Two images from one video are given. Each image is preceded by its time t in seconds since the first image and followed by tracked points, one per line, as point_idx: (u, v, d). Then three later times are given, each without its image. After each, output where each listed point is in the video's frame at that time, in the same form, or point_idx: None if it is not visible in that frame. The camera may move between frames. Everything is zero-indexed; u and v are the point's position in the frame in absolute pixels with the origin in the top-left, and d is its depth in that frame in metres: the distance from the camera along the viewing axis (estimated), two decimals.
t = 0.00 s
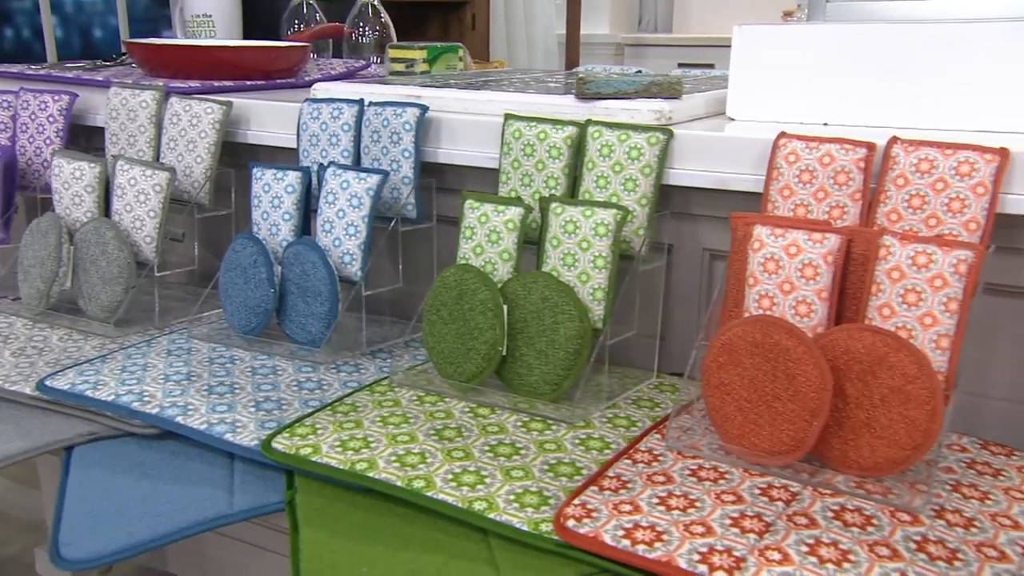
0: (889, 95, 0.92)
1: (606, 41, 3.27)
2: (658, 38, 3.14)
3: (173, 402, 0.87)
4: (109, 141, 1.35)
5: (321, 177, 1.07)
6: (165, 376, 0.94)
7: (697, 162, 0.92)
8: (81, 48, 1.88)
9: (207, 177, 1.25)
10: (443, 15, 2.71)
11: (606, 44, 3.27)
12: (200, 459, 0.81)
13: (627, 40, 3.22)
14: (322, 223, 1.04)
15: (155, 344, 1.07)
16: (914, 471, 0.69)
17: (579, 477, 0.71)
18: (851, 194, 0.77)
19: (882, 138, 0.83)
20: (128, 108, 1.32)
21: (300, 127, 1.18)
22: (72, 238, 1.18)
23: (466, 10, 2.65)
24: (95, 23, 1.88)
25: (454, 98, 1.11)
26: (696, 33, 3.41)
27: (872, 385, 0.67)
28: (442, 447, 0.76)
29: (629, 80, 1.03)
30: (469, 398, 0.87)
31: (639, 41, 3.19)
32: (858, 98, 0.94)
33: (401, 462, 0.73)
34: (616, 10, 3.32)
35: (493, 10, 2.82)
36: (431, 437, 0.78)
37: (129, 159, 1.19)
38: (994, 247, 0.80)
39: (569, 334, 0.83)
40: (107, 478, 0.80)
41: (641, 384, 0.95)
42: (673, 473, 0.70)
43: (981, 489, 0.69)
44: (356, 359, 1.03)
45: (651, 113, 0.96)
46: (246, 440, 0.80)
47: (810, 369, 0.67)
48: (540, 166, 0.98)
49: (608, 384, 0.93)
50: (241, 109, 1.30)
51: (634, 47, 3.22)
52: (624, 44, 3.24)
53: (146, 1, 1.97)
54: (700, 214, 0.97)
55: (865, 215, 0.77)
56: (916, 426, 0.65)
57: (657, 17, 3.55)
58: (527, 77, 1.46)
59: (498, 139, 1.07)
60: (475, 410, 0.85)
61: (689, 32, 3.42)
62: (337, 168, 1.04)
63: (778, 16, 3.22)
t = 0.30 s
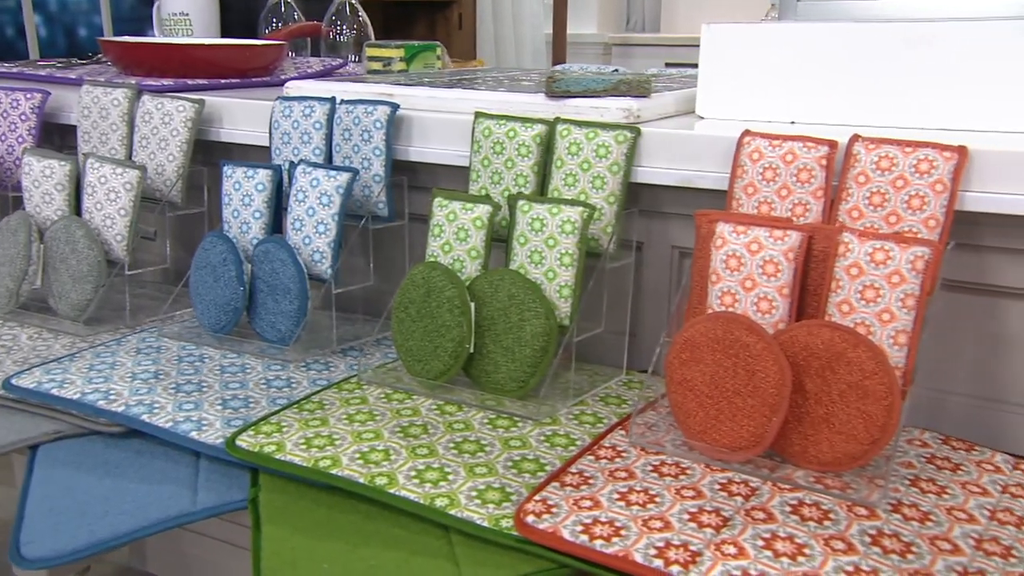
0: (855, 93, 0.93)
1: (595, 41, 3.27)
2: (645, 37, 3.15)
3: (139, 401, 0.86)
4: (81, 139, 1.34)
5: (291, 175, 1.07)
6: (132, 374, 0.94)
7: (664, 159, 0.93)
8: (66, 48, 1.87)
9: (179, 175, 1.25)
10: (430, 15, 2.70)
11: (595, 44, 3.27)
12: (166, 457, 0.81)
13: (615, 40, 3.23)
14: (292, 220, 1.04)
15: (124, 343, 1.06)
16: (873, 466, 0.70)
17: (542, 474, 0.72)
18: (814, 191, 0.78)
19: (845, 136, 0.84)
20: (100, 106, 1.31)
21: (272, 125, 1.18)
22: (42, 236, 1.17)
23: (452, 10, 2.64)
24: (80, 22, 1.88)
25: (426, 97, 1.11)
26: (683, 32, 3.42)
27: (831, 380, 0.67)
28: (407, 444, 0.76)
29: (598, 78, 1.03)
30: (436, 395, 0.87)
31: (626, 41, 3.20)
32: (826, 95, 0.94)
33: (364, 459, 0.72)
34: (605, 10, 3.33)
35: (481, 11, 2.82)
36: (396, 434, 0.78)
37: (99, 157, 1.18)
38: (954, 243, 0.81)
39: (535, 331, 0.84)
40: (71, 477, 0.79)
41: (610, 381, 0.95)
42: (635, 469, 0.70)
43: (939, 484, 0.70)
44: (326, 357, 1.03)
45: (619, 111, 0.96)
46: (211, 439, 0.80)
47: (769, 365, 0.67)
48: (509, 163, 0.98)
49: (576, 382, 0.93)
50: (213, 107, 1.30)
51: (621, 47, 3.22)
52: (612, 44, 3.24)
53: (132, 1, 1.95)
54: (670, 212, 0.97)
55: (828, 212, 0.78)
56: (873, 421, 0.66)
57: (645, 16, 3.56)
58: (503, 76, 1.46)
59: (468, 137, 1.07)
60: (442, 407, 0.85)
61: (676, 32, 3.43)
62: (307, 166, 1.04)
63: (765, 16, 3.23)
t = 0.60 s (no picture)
0: (825, 92, 0.93)
1: (584, 40, 3.28)
2: (634, 37, 3.15)
3: (109, 400, 0.86)
4: (56, 137, 1.34)
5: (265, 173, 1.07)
6: (103, 373, 0.94)
7: (636, 158, 0.93)
8: (53, 48, 1.85)
9: (154, 174, 1.24)
10: (418, 14, 2.68)
11: (584, 44, 3.28)
12: (135, 456, 0.81)
13: (604, 40, 3.23)
14: (265, 219, 1.04)
15: (97, 342, 1.06)
16: (838, 462, 0.70)
17: (510, 471, 0.72)
18: (781, 189, 0.78)
19: (813, 134, 0.84)
20: (75, 105, 1.31)
21: (247, 123, 1.18)
22: (14, 236, 1.17)
23: (441, 10, 2.63)
24: (67, 22, 1.85)
25: (401, 96, 1.11)
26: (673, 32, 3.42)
27: (795, 377, 0.68)
28: (376, 442, 0.76)
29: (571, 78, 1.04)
30: (408, 394, 0.88)
31: (615, 41, 3.20)
32: (797, 93, 0.95)
33: (332, 457, 0.73)
34: (594, 9, 3.34)
35: (470, 12, 2.81)
36: (365, 433, 0.78)
37: (73, 155, 1.18)
38: (919, 241, 0.82)
39: (504, 329, 0.84)
40: (39, 476, 0.79)
41: (582, 379, 0.96)
42: (601, 466, 0.71)
43: (903, 479, 0.70)
44: (299, 356, 1.03)
45: (592, 110, 0.97)
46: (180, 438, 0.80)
47: (733, 362, 0.68)
48: (482, 162, 0.98)
49: (547, 380, 0.93)
50: (189, 105, 1.30)
51: (610, 46, 3.22)
52: (601, 44, 3.25)
53: None
54: (642, 211, 0.97)
55: (795, 210, 0.78)
56: (837, 418, 0.66)
57: (634, 16, 3.56)
58: (482, 75, 1.46)
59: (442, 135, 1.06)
60: (412, 405, 0.85)
61: (666, 32, 3.44)
62: (281, 165, 1.04)
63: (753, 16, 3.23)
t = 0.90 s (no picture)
0: (801, 92, 0.93)
1: (576, 40, 3.27)
2: (625, 37, 3.14)
3: (82, 399, 0.86)
4: (33, 137, 1.33)
5: (241, 172, 1.06)
6: (76, 373, 0.93)
7: (612, 157, 0.93)
8: (41, 47, 1.84)
9: (132, 173, 1.24)
10: (408, 14, 2.67)
11: (575, 43, 3.27)
12: (107, 456, 0.81)
13: (595, 40, 3.22)
14: (241, 218, 1.04)
15: (73, 342, 1.06)
16: (807, 459, 0.71)
17: (481, 469, 0.72)
18: (752, 188, 0.79)
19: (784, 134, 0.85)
20: (52, 104, 1.30)
21: (224, 122, 1.17)
22: None
23: (431, 9, 2.62)
24: (54, 21, 1.84)
25: (378, 95, 1.11)
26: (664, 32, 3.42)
27: (763, 374, 0.68)
28: (348, 441, 0.76)
29: (547, 78, 1.04)
30: (382, 392, 0.88)
31: (606, 41, 3.19)
32: (772, 92, 0.95)
33: (303, 456, 0.72)
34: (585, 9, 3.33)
35: (460, 12, 2.80)
36: (337, 432, 0.78)
37: (49, 154, 1.17)
38: (889, 240, 0.82)
39: (478, 328, 0.84)
40: (10, 476, 0.79)
41: (557, 377, 0.96)
42: (572, 464, 0.71)
43: (871, 476, 0.71)
44: (275, 355, 1.02)
45: (567, 109, 0.96)
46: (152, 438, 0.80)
47: (702, 360, 0.68)
48: (458, 161, 0.98)
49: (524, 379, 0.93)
50: (167, 105, 1.29)
51: (601, 46, 3.21)
52: (592, 44, 3.24)
53: None
54: (619, 209, 0.96)
55: (766, 209, 0.79)
56: (804, 415, 0.67)
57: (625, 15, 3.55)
58: (463, 74, 1.45)
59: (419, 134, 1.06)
60: (386, 404, 0.85)
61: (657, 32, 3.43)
62: (257, 164, 1.04)
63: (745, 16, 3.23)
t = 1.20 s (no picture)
0: (774, 92, 0.93)
1: (566, 40, 3.26)
2: (616, 38, 3.13)
3: (56, 400, 0.85)
4: (12, 137, 1.33)
5: (219, 172, 1.06)
6: (51, 373, 0.94)
7: (586, 157, 0.93)
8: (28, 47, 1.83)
9: (110, 173, 1.24)
10: (398, 14, 2.67)
11: (566, 44, 3.26)
12: (80, 457, 0.81)
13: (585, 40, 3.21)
14: (218, 219, 1.04)
15: (49, 343, 1.06)
16: (778, 458, 0.71)
17: (453, 469, 0.72)
18: (724, 188, 0.79)
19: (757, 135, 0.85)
20: (30, 104, 1.30)
21: (203, 123, 1.17)
22: None
23: (421, 9, 2.61)
24: (42, 21, 1.83)
25: (356, 95, 1.11)
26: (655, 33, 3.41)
27: (733, 373, 0.68)
28: (321, 441, 0.76)
29: (524, 78, 1.04)
30: (358, 392, 0.87)
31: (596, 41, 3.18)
32: (747, 94, 0.95)
33: (275, 456, 0.72)
34: (575, 9, 3.32)
35: (451, 12, 2.79)
36: (311, 432, 0.78)
37: (26, 155, 1.17)
38: (860, 240, 0.83)
39: (452, 328, 0.83)
40: None
41: (535, 377, 0.96)
42: (544, 464, 0.71)
43: (841, 475, 0.71)
44: (252, 356, 1.02)
45: (543, 110, 0.96)
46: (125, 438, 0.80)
47: (673, 360, 0.69)
48: (435, 162, 0.98)
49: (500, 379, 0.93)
50: (146, 105, 1.29)
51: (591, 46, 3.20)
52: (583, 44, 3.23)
53: None
54: (595, 209, 0.97)
55: (738, 209, 0.79)
56: (773, 414, 0.67)
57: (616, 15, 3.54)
58: (446, 74, 1.45)
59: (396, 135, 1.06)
60: (361, 405, 0.85)
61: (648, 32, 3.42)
62: (233, 164, 1.04)
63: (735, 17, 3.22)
